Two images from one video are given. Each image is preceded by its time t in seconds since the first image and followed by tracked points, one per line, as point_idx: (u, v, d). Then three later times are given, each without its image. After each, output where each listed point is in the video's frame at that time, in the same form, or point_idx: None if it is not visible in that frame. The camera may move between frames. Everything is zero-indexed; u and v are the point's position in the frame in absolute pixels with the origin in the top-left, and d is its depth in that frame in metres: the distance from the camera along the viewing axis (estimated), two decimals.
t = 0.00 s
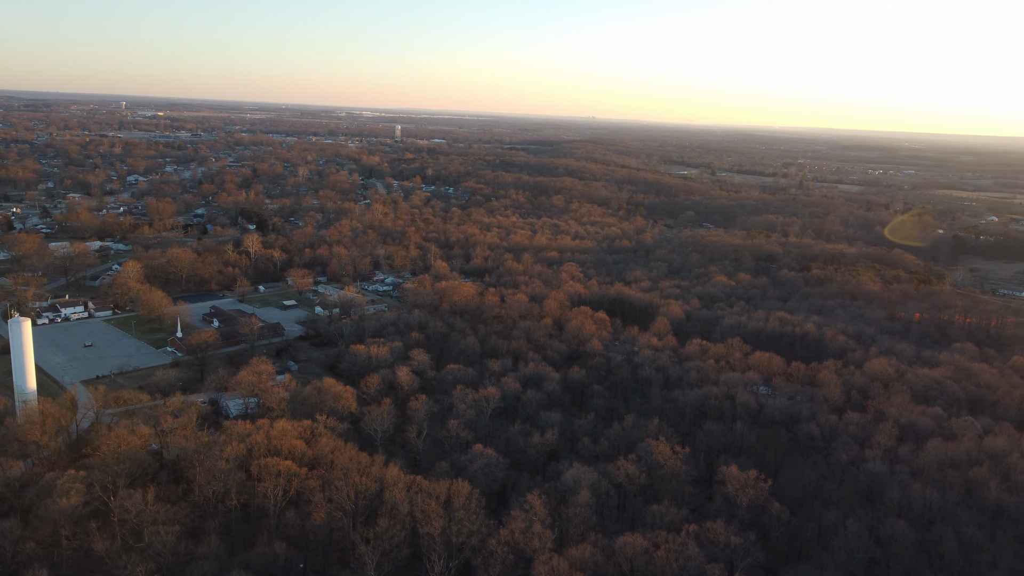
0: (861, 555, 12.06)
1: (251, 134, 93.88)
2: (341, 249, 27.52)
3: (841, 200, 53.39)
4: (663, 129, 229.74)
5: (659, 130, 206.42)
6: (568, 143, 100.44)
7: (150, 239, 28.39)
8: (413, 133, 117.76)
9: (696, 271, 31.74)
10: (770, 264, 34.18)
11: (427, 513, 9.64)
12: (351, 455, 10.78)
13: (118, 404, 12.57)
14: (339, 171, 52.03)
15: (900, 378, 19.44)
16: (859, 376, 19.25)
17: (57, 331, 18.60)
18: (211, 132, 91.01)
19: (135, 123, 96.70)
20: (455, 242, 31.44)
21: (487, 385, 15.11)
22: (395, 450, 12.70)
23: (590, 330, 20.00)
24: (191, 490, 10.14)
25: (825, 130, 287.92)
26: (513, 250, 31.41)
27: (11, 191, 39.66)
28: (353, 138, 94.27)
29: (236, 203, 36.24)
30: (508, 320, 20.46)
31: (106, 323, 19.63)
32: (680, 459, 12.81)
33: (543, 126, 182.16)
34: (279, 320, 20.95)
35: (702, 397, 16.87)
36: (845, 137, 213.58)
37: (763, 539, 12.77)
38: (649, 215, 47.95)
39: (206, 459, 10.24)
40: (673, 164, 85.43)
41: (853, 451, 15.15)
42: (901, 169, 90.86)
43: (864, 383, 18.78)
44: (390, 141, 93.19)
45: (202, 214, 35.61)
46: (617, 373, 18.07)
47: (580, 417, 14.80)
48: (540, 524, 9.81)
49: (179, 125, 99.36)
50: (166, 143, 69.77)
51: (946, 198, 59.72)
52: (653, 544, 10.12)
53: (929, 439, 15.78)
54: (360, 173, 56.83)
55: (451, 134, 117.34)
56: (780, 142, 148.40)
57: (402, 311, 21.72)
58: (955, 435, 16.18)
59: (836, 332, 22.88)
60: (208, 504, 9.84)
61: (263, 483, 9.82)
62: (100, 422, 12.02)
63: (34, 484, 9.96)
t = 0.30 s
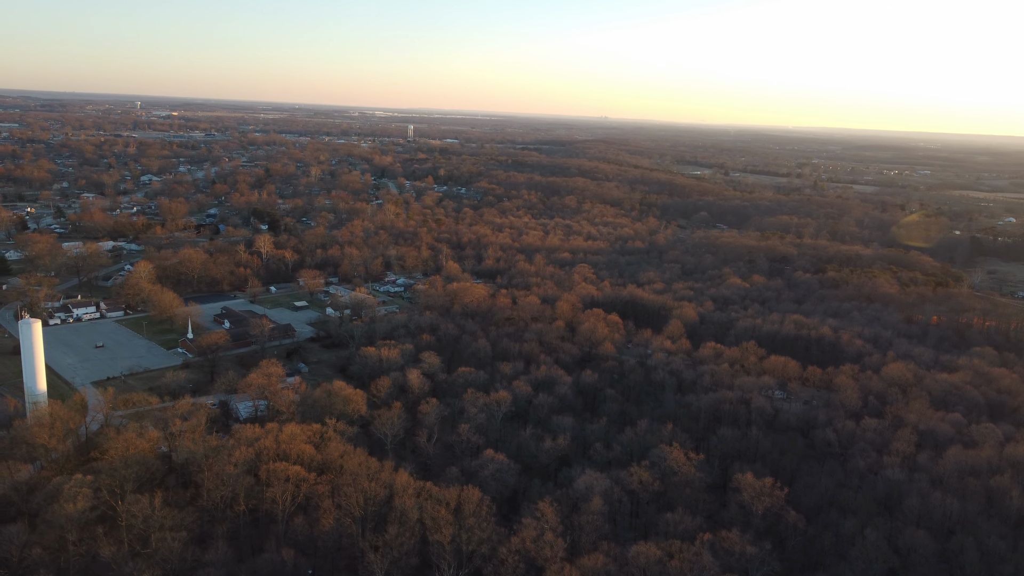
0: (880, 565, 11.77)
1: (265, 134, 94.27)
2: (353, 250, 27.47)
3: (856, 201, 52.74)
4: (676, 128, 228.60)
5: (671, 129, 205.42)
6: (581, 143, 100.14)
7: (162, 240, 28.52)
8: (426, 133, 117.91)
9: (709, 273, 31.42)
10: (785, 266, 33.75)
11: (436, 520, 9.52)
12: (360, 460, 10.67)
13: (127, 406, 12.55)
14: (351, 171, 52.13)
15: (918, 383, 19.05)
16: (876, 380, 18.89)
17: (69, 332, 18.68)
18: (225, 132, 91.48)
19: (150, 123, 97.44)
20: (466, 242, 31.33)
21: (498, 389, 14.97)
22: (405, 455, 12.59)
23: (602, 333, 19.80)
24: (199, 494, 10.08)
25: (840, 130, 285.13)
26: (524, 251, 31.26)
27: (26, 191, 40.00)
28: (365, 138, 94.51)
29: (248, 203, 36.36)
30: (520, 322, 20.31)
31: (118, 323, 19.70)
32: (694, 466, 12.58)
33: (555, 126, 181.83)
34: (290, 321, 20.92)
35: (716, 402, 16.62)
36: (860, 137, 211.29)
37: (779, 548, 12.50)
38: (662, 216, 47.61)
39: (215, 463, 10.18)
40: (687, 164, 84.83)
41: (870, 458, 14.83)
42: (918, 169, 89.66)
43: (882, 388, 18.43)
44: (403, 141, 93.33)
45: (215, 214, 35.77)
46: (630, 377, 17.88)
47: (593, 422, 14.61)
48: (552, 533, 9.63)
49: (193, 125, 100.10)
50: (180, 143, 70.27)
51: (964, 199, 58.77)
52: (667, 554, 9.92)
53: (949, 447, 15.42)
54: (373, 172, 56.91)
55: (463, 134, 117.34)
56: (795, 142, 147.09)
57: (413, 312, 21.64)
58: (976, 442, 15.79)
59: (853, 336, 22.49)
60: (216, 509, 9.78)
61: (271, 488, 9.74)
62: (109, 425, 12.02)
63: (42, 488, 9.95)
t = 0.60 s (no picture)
0: None
1: (279, 134, 94.72)
2: (365, 250, 27.44)
3: (873, 202, 52.02)
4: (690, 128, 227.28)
5: (686, 129, 204.21)
6: (595, 143, 99.74)
7: (176, 240, 28.66)
8: (439, 133, 118.02)
9: (724, 275, 31.08)
10: (801, 268, 33.30)
11: (447, 528, 9.38)
12: (370, 465, 10.58)
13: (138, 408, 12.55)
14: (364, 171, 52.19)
15: (939, 388, 18.61)
16: (895, 386, 18.49)
17: (83, 332, 18.78)
18: (240, 132, 92.01)
19: (165, 123, 98.21)
20: (479, 243, 31.21)
21: (511, 393, 14.82)
22: (415, 460, 12.48)
23: (615, 336, 19.59)
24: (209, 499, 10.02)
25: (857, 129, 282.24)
26: (537, 252, 31.10)
27: (42, 190, 40.38)
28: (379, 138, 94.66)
29: (261, 203, 36.48)
30: (532, 324, 20.15)
31: (130, 324, 19.78)
32: (709, 473, 12.33)
33: (569, 126, 181.39)
34: (302, 322, 20.90)
35: (732, 407, 16.35)
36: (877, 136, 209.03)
37: (795, 557, 12.21)
38: (676, 216, 47.21)
39: (224, 468, 10.12)
40: (701, 164, 84.17)
41: (890, 466, 14.48)
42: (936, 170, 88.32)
43: (901, 394, 18.04)
44: (416, 141, 93.41)
45: (228, 214, 35.92)
46: (644, 381, 17.67)
47: (606, 427, 14.41)
48: (564, 542, 9.47)
49: (209, 125, 100.84)
50: (196, 143, 70.75)
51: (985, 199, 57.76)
52: (682, 565, 9.71)
53: (971, 455, 15.03)
54: (386, 172, 56.98)
55: (477, 134, 117.28)
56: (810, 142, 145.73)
57: (426, 314, 21.55)
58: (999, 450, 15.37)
59: (871, 339, 22.08)
60: (224, 515, 9.72)
61: (280, 494, 9.66)
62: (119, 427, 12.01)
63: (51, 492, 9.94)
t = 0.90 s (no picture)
0: None
1: (291, 134, 95.07)
2: (376, 251, 27.40)
3: (889, 202, 51.38)
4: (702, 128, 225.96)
5: (698, 129, 203.09)
6: (607, 143, 99.33)
7: (188, 240, 28.76)
8: (452, 133, 118.03)
9: (738, 276, 30.75)
10: (816, 270, 32.86)
11: (457, 535, 9.28)
12: (379, 470, 10.50)
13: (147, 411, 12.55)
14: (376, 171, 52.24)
15: (958, 393, 18.20)
16: (913, 391, 18.11)
17: (94, 333, 18.83)
18: (253, 132, 92.40)
19: (179, 123, 98.89)
20: (490, 243, 31.09)
21: (522, 396, 14.67)
22: (425, 465, 12.38)
23: (628, 339, 19.39)
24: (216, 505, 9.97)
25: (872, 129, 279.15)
26: (549, 253, 30.92)
27: (57, 190, 40.70)
28: (391, 138, 94.78)
29: (273, 203, 36.57)
30: (544, 327, 19.99)
31: (141, 324, 19.83)
32: (723, 480, 12.08)
33: (581, 126, 180.82)
34: (313, 323, 20.87)
35: (746, 411, 16.09)
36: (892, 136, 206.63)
37: (811, 566, 11.91)
38: (689, 217, 46.85)
39: (232, 472, 10.06)
40: (715, 164, 83.51)
41: (908, 473, 14.13)
42: (952, 170, 87.09)
43: (919, 399, 17.67)
44: (428, 141, 93.49)
45: (240, 214, 36.05)
46: (656, 385, 17.45)
47: (618, 432, 14.22)
48: (576, 551, 9.32)
49: (222, 125, 101.34)
50: (209, 143, 71.14)
51: (1003, 200, 56.82)
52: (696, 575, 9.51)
53: (992, 462, 14.63)
54: (398, 172, 57.01)
55: (489, 134, 117.12)
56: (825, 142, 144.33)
57: (436, 316, 21.45)
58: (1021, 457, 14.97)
59: (888, 343, 21.68)
60: (232, 520, 9.67)
61: (288, 500, 9.60)
62: (128, 430, 11.99)
63: (58, 496, 9.92)
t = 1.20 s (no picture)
0: None
1: (303, 134, 95.37)
2: (386, 252, 27.34)
3: (903, 203, 50.77)
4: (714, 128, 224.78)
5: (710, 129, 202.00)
6: (618, 142, 98.96)
7: (198, 241, 28.85)
8: (462, 132, 118.02)
9: (750, 278, 30.42)
10: (829, 271, 32.45)
11: (465, 542, 9.16)
12: (387, 476, 10.41)
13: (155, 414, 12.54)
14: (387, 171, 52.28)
15: (976, 397, 17.81)
16: (930, 396, 17.74)
17: (103, 334, 18.88)
18: (264, 132, 92.79)
19: (192, 123, 99.50)
20: (501, 244, 30.96)
21: (532, 400, 14.51)
22: (434, 471, 12.28)
23: (639, 342, 19.18)
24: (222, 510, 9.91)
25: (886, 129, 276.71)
26: (559, 254, 30.75)
27: (69, 190, 40.99)
28: (402, 138, 94.89)
29: (284, 203, 36.63)
30: (554, 329, 19.83)
31: (150, 325, 19.86)
32: (736, 487, 11.85)
33: (592, 126, 180.33)
34: (322, 324, 20.83)
35: (760, 416, 15.84)
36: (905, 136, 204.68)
37: None
38: (701, 218, 46.50)
39: (238, 477, 10.01)
40: (726, 164, 82.92)
41: (926, 481, 13.79)
42: (966, 170, 86.02)
43: (936, 404, 17.30)
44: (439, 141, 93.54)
45: (251, 214, 36.16)
46: (668, 389, 17.24)
47: (629, 437, 14.03)
48: (586, 560, 9.17)
49: (234, 125, 101.85)
50: (221, 143, 71.49)
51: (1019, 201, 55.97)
52: None
53: (1012, 469, 14.25)
54: (408, 172, 57.01)
55: (499, 134, 117.01)
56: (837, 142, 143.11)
57: (446, 317, 21.35)
58: None
59: (903, 346, 21.30)
60: (238, 526, 9.61)
61: (294, 506, 9.52)
62: (135, 433, 11.98)
63: (64, 499, 9.90)
